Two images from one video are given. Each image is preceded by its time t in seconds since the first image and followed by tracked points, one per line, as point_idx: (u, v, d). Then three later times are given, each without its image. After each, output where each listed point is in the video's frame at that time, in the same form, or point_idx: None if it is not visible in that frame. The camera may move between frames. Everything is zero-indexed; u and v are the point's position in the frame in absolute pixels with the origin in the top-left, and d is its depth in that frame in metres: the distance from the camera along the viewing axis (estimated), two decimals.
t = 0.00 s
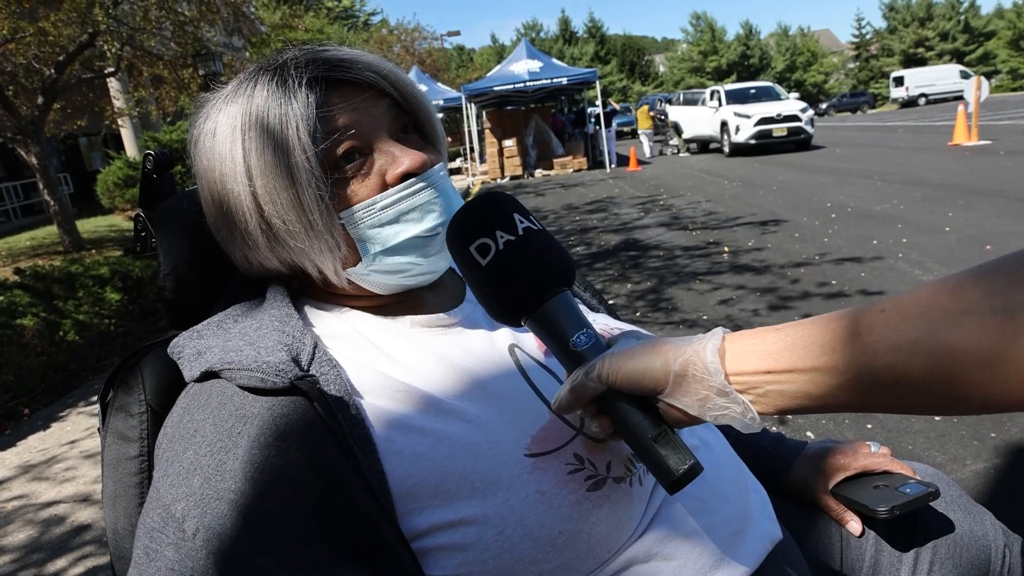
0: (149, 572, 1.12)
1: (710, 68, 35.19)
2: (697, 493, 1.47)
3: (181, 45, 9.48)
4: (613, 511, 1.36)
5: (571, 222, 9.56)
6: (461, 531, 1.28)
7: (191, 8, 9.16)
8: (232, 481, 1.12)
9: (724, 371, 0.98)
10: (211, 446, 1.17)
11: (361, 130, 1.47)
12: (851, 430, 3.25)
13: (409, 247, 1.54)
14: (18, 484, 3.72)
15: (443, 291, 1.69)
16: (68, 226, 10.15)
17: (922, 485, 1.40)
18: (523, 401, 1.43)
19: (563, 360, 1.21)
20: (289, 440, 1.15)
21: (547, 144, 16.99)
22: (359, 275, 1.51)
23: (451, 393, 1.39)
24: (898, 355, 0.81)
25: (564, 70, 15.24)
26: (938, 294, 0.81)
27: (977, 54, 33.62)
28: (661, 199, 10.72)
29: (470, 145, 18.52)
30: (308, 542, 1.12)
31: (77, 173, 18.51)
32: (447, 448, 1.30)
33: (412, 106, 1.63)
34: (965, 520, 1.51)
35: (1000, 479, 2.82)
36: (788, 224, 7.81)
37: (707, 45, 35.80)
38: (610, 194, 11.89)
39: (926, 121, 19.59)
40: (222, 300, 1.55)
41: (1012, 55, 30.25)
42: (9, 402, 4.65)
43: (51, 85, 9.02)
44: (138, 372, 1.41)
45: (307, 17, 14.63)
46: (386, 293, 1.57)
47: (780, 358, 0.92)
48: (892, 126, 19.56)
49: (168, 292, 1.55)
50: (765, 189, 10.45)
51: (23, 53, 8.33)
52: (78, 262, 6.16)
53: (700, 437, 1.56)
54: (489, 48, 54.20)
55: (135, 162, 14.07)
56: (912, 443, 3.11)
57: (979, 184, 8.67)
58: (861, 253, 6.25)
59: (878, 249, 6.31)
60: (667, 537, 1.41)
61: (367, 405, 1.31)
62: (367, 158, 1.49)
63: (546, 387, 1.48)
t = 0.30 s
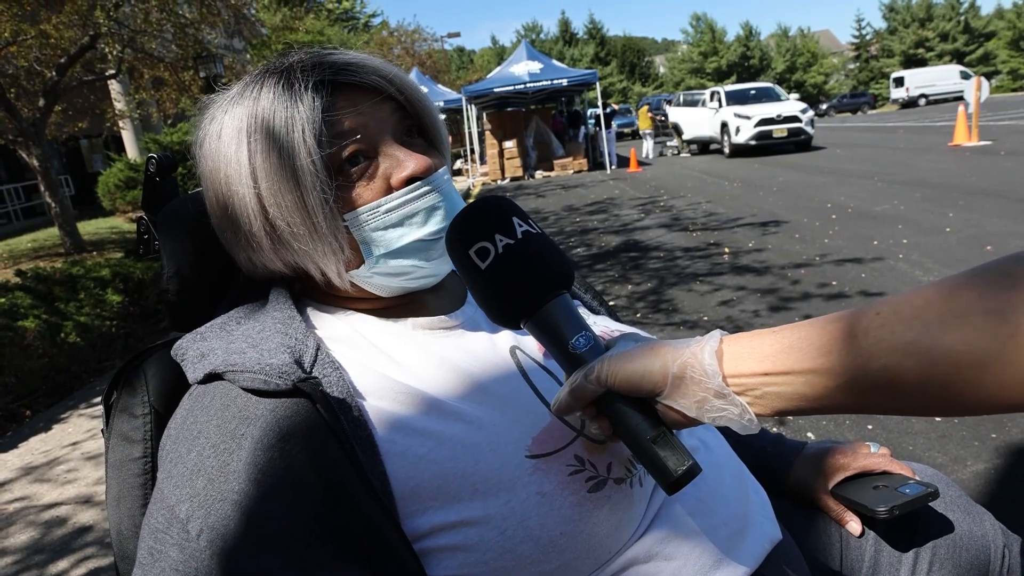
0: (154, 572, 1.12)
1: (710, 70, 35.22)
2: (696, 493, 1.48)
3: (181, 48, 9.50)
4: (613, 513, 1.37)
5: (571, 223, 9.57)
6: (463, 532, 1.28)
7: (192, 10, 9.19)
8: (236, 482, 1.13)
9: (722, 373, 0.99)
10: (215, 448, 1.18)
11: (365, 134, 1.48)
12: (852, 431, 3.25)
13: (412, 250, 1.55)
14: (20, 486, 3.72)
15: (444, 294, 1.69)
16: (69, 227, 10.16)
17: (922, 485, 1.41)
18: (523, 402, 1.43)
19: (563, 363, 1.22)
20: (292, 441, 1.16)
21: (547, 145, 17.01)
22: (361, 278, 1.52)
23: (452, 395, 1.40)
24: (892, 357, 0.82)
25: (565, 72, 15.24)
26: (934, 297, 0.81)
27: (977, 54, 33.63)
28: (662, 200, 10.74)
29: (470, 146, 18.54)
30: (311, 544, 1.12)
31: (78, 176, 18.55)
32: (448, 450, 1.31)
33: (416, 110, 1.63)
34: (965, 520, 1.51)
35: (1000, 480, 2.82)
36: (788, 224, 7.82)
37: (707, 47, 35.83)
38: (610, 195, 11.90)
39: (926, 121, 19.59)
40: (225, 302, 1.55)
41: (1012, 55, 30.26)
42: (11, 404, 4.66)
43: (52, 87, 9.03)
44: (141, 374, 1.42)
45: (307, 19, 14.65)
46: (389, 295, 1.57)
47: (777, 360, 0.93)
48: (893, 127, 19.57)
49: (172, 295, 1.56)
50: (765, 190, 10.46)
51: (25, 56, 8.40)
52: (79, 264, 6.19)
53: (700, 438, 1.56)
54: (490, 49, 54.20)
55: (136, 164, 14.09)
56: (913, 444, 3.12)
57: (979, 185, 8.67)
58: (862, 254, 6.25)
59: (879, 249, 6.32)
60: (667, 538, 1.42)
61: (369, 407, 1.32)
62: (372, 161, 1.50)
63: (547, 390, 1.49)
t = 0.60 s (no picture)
0: (157, 572, 1.13)
1: (710, 71, 35.23)
2: (697, 493, 1.48)
3: (182, 50, 9.52)
4: (614, 513, 1.37)
5: (572, 224, 9.58)
6: (463, 532, 1.29)
7: (193, 13, 9.24)
8: (238, 483, 1.14)
9: (724, 371, 0.99)
10: (217, 449, 1.19)
11: (380, 123, 1.51)
12: (853, 431, 3.26)
13: (425, 236, 1.57)
14: (22, 487, 3.73)
15: (445, 296, 1.70)
16: (71, 229, 10.18)
17: (921, 483, 1.42)
18: (524, 403, 1.44)
19: (567, 362, 1.22)
20: (294, 442, 1.16)
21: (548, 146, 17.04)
22: (373, 268, 1.53)
23: (453, 396, 1.40)
24: (894, 355, 0.83)
25: (565, 73, 15.24)
26: (934, 296, 0.82)
27: (978, 55, 33.64)
28: (662, 201, 10.74)
29: (471, 147, 18.57)
30: (313, 544, 1.13)
31: (79, 178, 18.58)
32: (450, 450, 1.31)
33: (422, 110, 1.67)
34: (966, 520, 1.52)
35: (1002, 481, 2.82)
36: (789, 225, 7.82)
37: (707, 48, 35.85)
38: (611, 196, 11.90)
39: (927, 122, 19.59)
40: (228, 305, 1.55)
41: (1012, 56, 30.26)
42: (13, 406, 4.67)
43: (55, 90, 9.02)
44: (144, 375, 1.42)
45: (308, 21, 14.67)
46: (398, 287, 1.58)
47: (779, 358, 0.93)
48: (893, 127, 19.56)
49: (174, 298, 1.55)
50: (765, 191, 10.46)
51: (27, 59, 8.42)
52: (82, 267, 6.20)
53: (700, 439, 1.57)
54: (490, 51, 54.20)
55: (137, 166, 14.10)
56: (914, 445, 3.12)
57: (980, 185, 8.67)
58: (863, 255, 6.25)
59: (880, 250, 6.32)
60: (667, 538, 1.42)
61: (371, 408, 1.32)
62: (387, 151, 1.52)
63: (547, 391, 1.49)
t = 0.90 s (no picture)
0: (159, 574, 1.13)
1: (711, 72, 35.22)
2: (697, 493, 1.48)
3: (184, 52, 9.52)
4: (614, 512, 1.37)
5: (573, 226, 9.59)
6: (464, 533, 1.29)
7: (194, 15, 9.26)
8: (239, 485, 1.14)
9: (728, 369, 1.00)
10: (218, 451, 1.19)
11: (397, 124, 1.53)
12: (853, 433, 3.26)
13: (436, 234, 1.58)
14: (23, 490, 3.73)
15: (448, 296, 1.70)
16: (72, 232, 10.17)
17: (921, 484, 1.42)
18: (525, 404, 1.44)
19: (572, 360, 1.22)
20: (295, 444, 1.16)
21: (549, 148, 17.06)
22: (381, 265, 1.53)
23: (455, 397, 1.41)
24: (896, 352, 0.83)
25: (566, 75, 15.25)
26: (935, 295, 0.82)
27: (978, 55, 33.66)
28: (663, 203, 10.74)
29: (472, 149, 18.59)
30: (313, 545, 1.13)
31: (81, 180, 18.59)
32: (451, 451, 1.32)
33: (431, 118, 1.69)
34: (966, 522, 1.51)
35: (1003, 482, 2.82)
36: (790, 227, 7.82)
37: (708, 49, 35.84)
38: (612, 198, 11.91)
39: (927, 123, 19.59)
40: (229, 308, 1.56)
41: (1013, 57, 30.21)
42: (15, 408, 4.68)
43: (56, 93, 9.01)
44: (146, 378, 1.42)
45: (309, 23, 14.68)
46: (404, 286, 1.58)
47: (782, 356, 0.94)
48: (894, 129, 19.56)
49: (176, 300, 1.55)
50: (766, 193, 10.46)
51: (28, 62, 8.42)
52: (83, 269, 6.21)
53: (700, 440, 1.57)
54: (491, 52, 54.22)
55: (138, 169, 14.10)
56: (915, 447, 3.12)
57: (981, 187, 8.66)
58: (864, 256, 6.25)
59: (881, 251, 6.31)
60: (668, 540, 1.42)
61: (372, 410, 1.33)
62: (399, 150, 1.53)
63: (547, 392, 1.49)
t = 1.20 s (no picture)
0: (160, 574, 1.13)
1: (711, 73, 35.21)
2: (698, 493, 1.48)
3: (184, 54, 9.52)
4: (615, 513, 1.37)
5: (573, 227, 9.59)
6: (464, 534, 1.29)
7: (194, 17, 9.30)
8: (238, 486, 1.13)
9: (729, 367, 0.99)
10: (218, 452, 1.18)
11: (401, 126, 1.54)
12: (854, 433, 3.25)
13: (438, 235, 1.58)
14: (25, 492, 3.73)
15: (448, 297, 1.70)
16: (73, 233, 10.17)
17: (921, 485, 1.41)
18: (525, 405, 1.44)
19: (573, 359, 1.22)
20: (295, 445, 1.16)
21: (549, 150, 17.07)
22: (382, 265, 1.53)
23: (454, 397, 1.40)
24: (896, 351, 0.82)
25: (566, 76, 15.26)
26: (937, 294, 0.81)
27: (979, 57, 33.71)
28: (664, 204, 10.74)
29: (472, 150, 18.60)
30: (313, 545, 1.13)
31: (82, 181, 18.61)
32: (450, 451, 1.31)
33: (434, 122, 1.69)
34: (966, 522, 1.50)
35: (1004, 483, 2.81)
36: (790, 228, 7.82)
37: (708, 51, 35.84)
38: (613, 199, 11.91)
39: (928, 124, 19.62)
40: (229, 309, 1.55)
41: (1013, 58, 30.20)
42: (15, 410, 4.68)
43: (56, 94, 9.01)
44: (146, 379, 1.42)
45: (309, 25, 14.69)
46: (405, 287, 1.58)
47: (783, 354, 0.93)
48: (895, 130, 19.55)
49: (176, 301, 1.54)
50: (767, 194, 10.46)
51: (28, 64, 8.45)
52: (84, 270, 6.22)
53: (700, 441, 1.56)
54: (491, 54, 54.27)
55: (139, 170, 14.11)
56: (916, 447, 3.11)
57: (982, 187, 8.65)
58: (864, 257, 6.25)
59: (881, 252, 6.31)
60: (668, 540, 1.42)
61: (371, 410, 1.32)
62: (402, 150, 1.54)
63: (547, 392, 1.49)
